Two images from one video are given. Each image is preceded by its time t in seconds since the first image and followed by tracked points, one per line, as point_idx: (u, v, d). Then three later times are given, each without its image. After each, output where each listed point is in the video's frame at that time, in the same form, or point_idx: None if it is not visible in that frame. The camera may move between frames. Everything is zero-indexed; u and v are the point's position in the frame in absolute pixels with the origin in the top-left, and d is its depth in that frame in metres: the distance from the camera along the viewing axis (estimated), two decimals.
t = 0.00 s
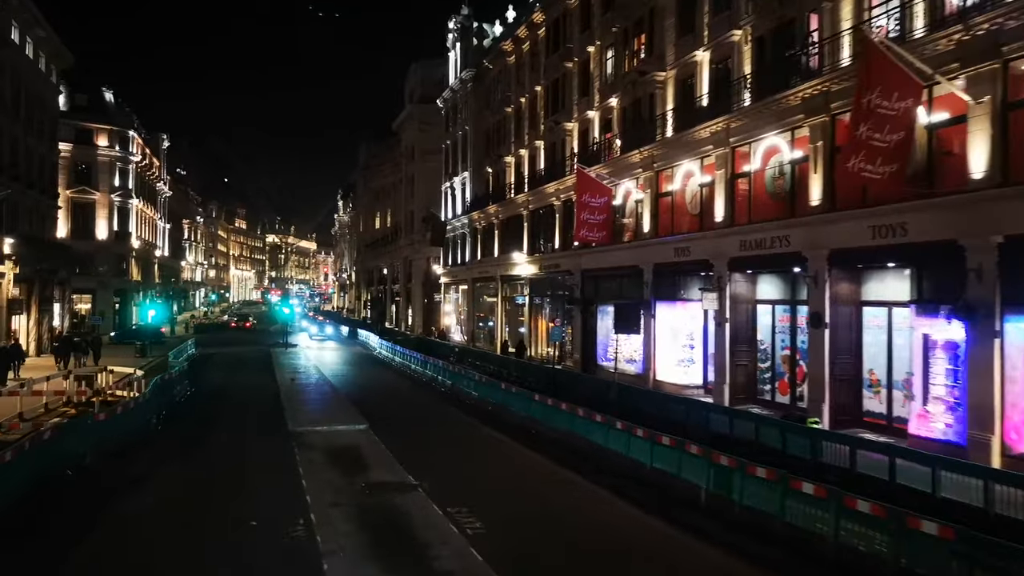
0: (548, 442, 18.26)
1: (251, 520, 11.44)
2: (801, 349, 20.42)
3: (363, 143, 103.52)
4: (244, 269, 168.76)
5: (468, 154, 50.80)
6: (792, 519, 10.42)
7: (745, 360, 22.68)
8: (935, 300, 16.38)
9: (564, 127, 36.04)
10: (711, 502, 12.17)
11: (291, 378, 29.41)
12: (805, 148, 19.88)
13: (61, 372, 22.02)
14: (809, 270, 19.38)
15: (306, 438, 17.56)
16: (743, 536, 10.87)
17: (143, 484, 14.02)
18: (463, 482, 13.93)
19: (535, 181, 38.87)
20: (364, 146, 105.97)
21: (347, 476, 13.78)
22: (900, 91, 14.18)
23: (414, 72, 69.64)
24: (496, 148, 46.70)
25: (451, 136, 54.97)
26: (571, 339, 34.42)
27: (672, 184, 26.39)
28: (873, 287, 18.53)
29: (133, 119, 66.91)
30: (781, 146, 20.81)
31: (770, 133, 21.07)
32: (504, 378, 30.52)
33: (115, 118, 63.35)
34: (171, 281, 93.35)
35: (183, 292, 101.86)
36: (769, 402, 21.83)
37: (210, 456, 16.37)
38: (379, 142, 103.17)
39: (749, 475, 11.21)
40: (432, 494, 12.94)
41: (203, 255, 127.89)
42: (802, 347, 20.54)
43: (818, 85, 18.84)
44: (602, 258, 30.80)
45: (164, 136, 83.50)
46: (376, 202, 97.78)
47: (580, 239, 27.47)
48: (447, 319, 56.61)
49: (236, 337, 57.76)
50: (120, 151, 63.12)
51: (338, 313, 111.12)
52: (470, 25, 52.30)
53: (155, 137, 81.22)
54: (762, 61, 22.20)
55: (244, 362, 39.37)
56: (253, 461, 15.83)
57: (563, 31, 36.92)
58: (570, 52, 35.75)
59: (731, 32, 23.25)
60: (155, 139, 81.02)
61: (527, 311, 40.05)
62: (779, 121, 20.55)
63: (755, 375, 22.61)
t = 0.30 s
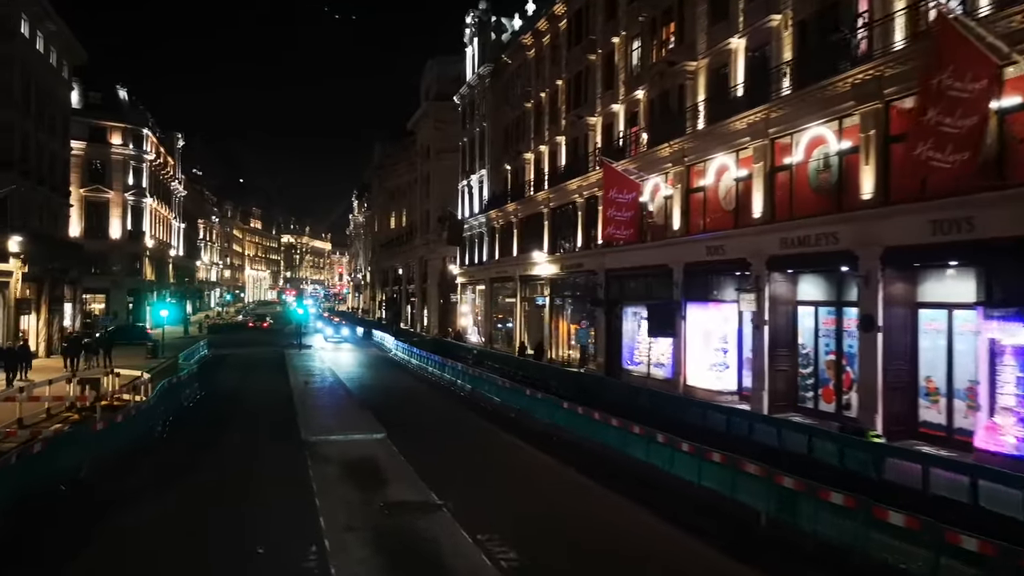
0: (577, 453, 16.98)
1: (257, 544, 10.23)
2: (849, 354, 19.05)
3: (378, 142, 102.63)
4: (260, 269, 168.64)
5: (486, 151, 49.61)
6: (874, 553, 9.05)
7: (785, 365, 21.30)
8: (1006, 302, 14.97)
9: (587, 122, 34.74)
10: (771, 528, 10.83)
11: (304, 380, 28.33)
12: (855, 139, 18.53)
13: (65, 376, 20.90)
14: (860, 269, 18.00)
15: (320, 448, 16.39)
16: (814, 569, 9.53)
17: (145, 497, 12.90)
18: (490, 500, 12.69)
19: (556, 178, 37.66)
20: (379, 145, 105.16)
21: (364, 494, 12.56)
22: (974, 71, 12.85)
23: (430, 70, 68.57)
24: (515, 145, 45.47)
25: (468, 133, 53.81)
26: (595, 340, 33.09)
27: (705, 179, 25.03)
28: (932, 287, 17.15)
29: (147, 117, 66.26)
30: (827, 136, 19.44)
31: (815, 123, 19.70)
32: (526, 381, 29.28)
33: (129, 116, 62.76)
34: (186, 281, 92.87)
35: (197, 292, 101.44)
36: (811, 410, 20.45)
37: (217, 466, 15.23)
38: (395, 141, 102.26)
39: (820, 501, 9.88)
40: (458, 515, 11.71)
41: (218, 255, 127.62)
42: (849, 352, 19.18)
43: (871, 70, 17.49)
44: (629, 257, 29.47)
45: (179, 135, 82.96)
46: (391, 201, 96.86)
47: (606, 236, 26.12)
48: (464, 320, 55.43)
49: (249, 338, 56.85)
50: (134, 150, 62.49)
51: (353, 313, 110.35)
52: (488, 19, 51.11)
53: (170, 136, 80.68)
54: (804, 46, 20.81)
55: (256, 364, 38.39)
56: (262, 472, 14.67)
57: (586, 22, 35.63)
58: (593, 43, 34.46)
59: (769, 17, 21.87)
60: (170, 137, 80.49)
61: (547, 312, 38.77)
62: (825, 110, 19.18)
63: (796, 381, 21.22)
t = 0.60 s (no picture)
0: (617, 467, 15.60)
1: None
2: (911, 359, 17.58)
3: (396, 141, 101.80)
4: (278, 270, 168.57)
5: (508, 148, 48.31)
6: None
7: (836, 371, 19.81)
8: None
9: (615, 115, 33.31)
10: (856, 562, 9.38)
11: (322, 384, 27.17)
12: (919, 126, 17.06)
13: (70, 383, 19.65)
14: (925, 268, 16.49)
15: (339, 461, 15.16)
16: None
17: (149, 513, 11.71)
18: (527, 523, 11.43)
19: (582, 174, 36.26)
20: (398, 145, 104.23)
21: (387, 518, 11.28)
22: None
23: (449, 67, 67.40)
24: (537, 141, 44.13)
25: (488, 130, 52.56)
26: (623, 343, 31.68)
27: (745, 173, 23.52)
28: (1008, 287, 15.66)
29: (164, 116, 65.65)
30: (886, 123, 17.95)
31: (871, 109, 18.22)
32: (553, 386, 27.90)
33: (146, 115, 62.16)
34: (205, 282, 92.45)
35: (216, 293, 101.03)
36: (866, 420, 18.96)
37: (228, 480, 14.00)
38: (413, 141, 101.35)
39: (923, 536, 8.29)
40: (495, 543, 10.39)
41: (237, 256, 127.38)
42: (910, 358, 17.69)
43: (937, 49, 15.99)
44: (661, 256, 28.03)
45: (197, 134, 82.45)
46: (409, 201, 95.88)
47: (639, 233, 24.71)
48: (484, 322, 54.16)
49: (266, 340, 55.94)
50: (152, 149, 61.87)
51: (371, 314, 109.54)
52: (509, 13, 49.84)
53: (188, 136, 80.18)
54: (857, 27, 19.31)
55: (273, 367, 37.35)
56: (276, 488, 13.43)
57: (613, 12, 34.23)
58: (621, 34, 33.05)
59: None
60: (188, 137, 79.97)
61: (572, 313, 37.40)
62: (884, 94, 17.68)
63: (848, 389, 19.72)
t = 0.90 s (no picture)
0: (667, 485, 14.13)
1: None
2: (987, 365, 16.00)
3: (416, 139, 100.83)
4: (297, 270, 168.60)
5: (532, 143, 46.86)
6: None
7: (899, 377, 18.24)
8: None
9: (647, 106, 31.77)
10: None
11: (342, 389, 25.88)
12: (999, 108, 15.45)
13: (77, 388, 18.44)
14: (1007, 264, 14.90)
15: (362, 476, 13.88)
16: None
17: (151, 542, 10.44)
18: (576, 554, 10.02)
19: (611, 169, 34.77)
20: (417, 143, 103.12)
21: (418, 548, 9.96)
22: None
23: (470, 62, 66.12)
24: (562, 136, 42.72)
25: (511, 126, 51.15)
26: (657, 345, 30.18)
27: (794, 163, 21.89)
28: None
29: (183, 114, 64.99)
30: (959, 106, 16.35)
31: (940, 91, 16.62)
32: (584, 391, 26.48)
33: (164, 113, 61.49)
34: (224, 282, 91.96)
35: (236, 293, 100.74)
36: (933, 431, 17.38)
37: (240, 498, 12.75)
38: (432, 139, 100.32)
39: None
40: None
41: (256, 255, 127.29)
42: (985, 363, 16.12)
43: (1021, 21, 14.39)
44: (699, 253, 26.47)
45: (216, 133, 81.82)
46: (429, 200, 94.89)
47: (677, 230, 23.11)
48: (507, 322, 52.81)
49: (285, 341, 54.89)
50: (170, 148, 61.23)
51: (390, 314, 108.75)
52: (533, 5, 48.42)
53: (206, 135, 79.51)
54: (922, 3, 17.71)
55: (290, 370, 36.16)
56: (294, 507, 12.16)
57: None
58: (653, 21, 31.52)
59: None
60: (207, 136, 79.46)
61: (600, 314, 35.91)
62: (957, 74, 16.09)
63: (911, 397, 18.14)
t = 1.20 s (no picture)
0: (730, 512, 12.51)
1: None
2: None
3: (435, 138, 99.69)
4: (316, 270, 168.26)
5: (557, 139, 45.36)
6: None
7: (973, 387, 16.53)
8: None
9: (682, 97, 30.16)
10: None
11: (363, 395, 24.45)
12: None
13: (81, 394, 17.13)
14: None
15: (386, 497, 12.46)
16: None
17: (145, 574, 9.10)
18: None
19: (642, 164, 33.20)
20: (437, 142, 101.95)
21: None
22: None
23: (492, 58, 64.73)
24: (589, 130, 41.19)
25: (535, 122, 49.68)
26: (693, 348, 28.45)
27: (851, 153, 20.16)
28: None
29: (201, 112, 64.21)
30: None
31: None
32: (617, 398, 24.92)
33: (183, 111, 60.69)
34: (243, 283, 91.27)
35: (254, 293, 100.10)
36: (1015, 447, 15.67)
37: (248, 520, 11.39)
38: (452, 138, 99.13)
39: None
40: None
41: (275, 255, 126.87)
42: None
43: None
44: (742, 251, 24.80)
45: (235, 132, 81.11)
46: (448, 199, 93.75)
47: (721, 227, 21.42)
48: (530, 323, 51.29)
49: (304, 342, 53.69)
50: (189, 146, 60.46)
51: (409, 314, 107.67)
52: None
53: (225, 133, 78.77)
54: None
55: (309, 372, 34.83)
56: (308, 533, 10.79)
57: None
58: (689, 7, 29.89)
59: None
60: (226, 135, 78.80)
61: (630, 316, 34.16)
62: None
63: (988, 409, 16.44)
